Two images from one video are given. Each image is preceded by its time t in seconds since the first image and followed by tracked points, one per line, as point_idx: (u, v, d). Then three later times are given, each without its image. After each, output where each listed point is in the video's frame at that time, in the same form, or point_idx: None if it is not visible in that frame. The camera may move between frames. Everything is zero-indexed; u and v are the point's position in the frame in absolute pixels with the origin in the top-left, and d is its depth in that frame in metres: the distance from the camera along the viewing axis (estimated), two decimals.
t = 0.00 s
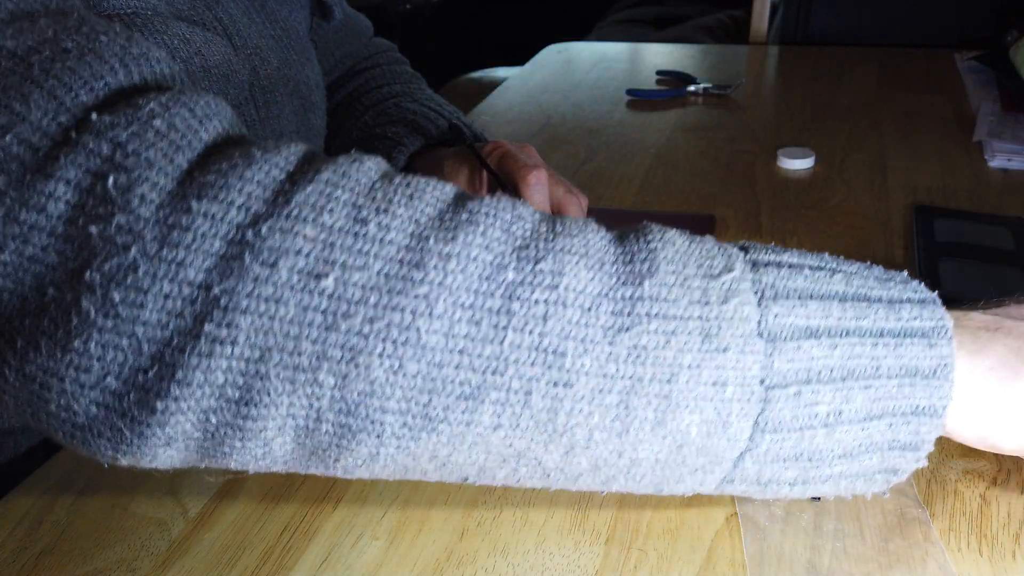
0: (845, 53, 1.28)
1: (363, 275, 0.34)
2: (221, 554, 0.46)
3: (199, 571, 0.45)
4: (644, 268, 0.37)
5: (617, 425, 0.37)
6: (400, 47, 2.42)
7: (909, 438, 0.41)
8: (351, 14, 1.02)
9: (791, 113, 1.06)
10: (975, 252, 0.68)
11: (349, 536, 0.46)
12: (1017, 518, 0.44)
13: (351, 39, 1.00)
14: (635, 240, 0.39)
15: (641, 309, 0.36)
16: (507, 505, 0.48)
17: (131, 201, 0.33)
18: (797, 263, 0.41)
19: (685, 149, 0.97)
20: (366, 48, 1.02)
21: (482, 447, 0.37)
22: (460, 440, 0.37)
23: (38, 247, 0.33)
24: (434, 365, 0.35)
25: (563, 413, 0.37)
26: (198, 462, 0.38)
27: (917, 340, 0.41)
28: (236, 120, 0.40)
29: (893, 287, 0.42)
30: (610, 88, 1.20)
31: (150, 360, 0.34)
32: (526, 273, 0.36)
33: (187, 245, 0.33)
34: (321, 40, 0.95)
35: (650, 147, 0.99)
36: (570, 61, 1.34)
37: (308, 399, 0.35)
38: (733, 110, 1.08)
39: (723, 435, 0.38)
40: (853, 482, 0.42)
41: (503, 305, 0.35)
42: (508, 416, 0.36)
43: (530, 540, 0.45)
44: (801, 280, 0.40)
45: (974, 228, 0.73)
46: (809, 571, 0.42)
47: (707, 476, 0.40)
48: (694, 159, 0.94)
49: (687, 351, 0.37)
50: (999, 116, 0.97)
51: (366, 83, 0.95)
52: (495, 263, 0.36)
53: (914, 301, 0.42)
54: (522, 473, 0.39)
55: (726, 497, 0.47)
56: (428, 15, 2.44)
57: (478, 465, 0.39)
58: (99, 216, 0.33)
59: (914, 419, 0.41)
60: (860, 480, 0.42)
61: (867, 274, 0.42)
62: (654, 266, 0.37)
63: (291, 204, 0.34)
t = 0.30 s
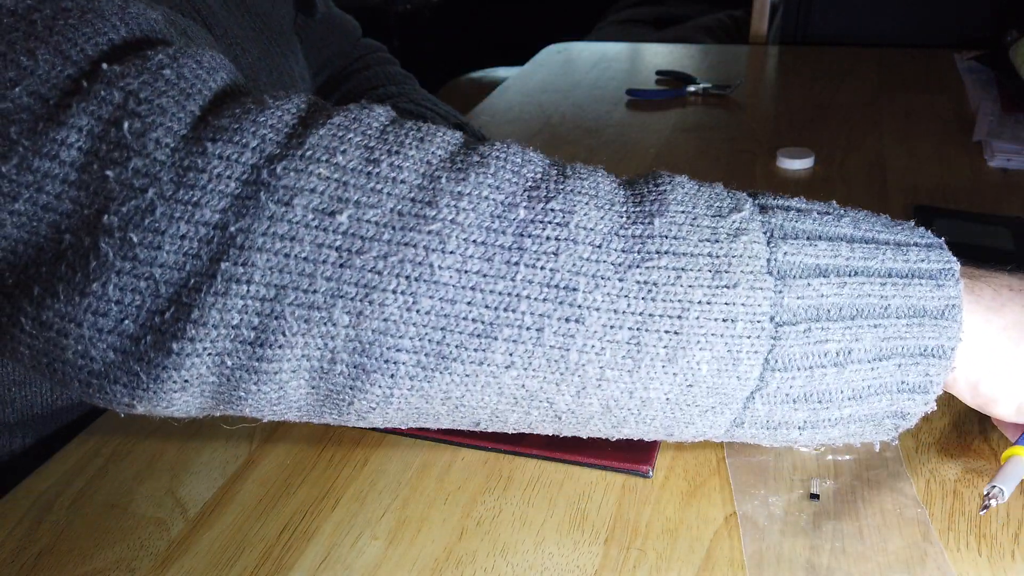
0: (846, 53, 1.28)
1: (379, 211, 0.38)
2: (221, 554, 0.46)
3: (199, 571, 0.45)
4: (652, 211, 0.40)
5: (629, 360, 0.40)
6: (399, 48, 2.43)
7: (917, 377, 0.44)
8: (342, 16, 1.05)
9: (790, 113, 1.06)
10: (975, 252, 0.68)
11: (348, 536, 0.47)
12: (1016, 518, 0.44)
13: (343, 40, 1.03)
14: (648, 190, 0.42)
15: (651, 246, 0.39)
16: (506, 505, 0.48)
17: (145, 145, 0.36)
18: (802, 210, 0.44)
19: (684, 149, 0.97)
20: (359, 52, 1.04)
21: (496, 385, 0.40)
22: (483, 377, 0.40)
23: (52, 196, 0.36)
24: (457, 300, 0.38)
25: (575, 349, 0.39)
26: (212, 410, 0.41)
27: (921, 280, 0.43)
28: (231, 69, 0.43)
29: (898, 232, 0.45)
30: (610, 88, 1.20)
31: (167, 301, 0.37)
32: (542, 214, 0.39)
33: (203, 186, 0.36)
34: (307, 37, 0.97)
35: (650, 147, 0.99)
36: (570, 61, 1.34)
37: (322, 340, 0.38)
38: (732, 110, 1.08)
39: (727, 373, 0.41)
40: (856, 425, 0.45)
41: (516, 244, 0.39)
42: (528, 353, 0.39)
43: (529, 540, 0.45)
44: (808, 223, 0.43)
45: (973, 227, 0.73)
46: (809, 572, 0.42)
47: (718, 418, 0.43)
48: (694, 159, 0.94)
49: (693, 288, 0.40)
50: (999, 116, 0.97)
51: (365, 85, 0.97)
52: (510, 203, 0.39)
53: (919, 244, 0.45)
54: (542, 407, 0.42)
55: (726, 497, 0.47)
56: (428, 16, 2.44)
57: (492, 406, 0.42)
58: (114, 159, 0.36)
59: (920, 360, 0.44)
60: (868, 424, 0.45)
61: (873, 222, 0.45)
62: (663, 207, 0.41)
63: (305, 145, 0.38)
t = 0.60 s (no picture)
0: (846, 53, 1.28)
1: (343, 230, 0.37)
2: (221, 555, 0.46)
3: (199, 571, 0.45)
4: (630, 224, 0.40)
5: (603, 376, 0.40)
6: (399, 48, 2.43)
7: (893, 385, 0.44)
8: (331, 16, 1.07)
9: (790, 113, 1.06)
10: (976, 252, 0.68)
11: (348, 536, 0.46)
12: (1016, 518, 0.44)
13: (332, 40, 1.05)
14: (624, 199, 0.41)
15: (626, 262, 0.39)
16: (506, 505, 0.48)
17: (123, 157, 0.37)
18: (792, 215, 0.43)
19: (685, 149, 0.97)
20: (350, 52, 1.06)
21: (472, 398, 0.41)
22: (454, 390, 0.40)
23: (32, 209, 0.37)
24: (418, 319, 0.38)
25: (549, 362, 0.40)
26: (198, 418, 0.42)
27: (905, 289, 0.43)
28: (215, 69, 0.44)
29: (881, 237, 0.44)
30: (610, 88, 1.20)
31: (145, 316, 0.37)
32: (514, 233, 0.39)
33: (179, 201, 0.37)
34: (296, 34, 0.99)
35: (650, 147, 0.99)
36: (570, 62, 1.34)
37: (301, 354, 0.38)
38: (732, 110, 1.08)
39: (692, 387, 0.41)
40: (835, 430, 0.45)
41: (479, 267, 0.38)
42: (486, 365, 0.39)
43: (529, 540, 0.45)
44: (790, 231, 0.42)
45: (973, 227, 0.73)
46: (809, 572, 0.42)
47: (693, 424, 0.43)
48: (694, 159, 0.94)
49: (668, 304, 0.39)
50: (999, 115, 0.97)
51: (360, 87, 0.98)
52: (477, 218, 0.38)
53: (904, 252, 0.44)
54: (528, 414, 0.42)
55: (725, 497, 0.47)
56: (427, 16, 2.44)
57: (470, 415, 0.42)
58: (91, 171, 0.36)
59: (894, 367, 0.43)
60: (844, 429, 0.45)
61: (860, 227, 0.44)
62: (641, 220, 0.40)
63: (279, 157, 0.37)
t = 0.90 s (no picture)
0: (846, 53, 1.28)
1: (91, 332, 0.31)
2: (221, 554, 0.46)
3: (199, 570, 0.45)
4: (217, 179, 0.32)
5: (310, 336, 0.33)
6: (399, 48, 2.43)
7: (560, 218, 0.33)
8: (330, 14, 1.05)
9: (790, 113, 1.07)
10: (976, 252, 0.68)
11: (348, 535, 0.47)
12: (1016, 517, 0.44)
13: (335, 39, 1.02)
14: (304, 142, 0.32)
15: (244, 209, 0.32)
16: (506, 505, 0.48)
17: None
18: (427, 99, 0.34)
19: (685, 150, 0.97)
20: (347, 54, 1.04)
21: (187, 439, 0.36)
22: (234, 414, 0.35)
23: None
24: (136, 361, 0.32)
25: (246, 382, 0.34)
26: None
27: (521, 125, 0.32)
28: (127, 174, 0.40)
29: (485, 81, 0.34)
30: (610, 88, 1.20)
31: None
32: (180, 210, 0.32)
33: None
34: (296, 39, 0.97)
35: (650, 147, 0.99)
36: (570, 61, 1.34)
37: None
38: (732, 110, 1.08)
39: (433, 297, 0.34)
40: (547, 284, 0.35)
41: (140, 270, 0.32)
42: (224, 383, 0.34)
43: (528, 540, 0.45)
44: (384, 122, 0.33)
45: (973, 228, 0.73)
46: (808, 572, 0.42)
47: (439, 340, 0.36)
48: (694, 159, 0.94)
49: (325, 221, 0.32)
50: (999, 115, 0.97)
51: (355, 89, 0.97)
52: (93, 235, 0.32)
53: (499, 87, 0.33)
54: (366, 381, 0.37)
55: (725, 496, 0.47)
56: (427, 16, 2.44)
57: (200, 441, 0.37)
58: None
59: (547, 200, 0.33)
60: (550, 284, 0.35)
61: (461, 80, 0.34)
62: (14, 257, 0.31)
63: None
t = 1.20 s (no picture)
0: (846, 53, 1.28)
1: None
2: (221, 554, 0.46)
3: (199, 571, 0.45)
4: (50, 317, 0.41)
5: (136, 461, 0.42)
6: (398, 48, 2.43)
7: (302, 382, 0.43)
8: (302, 16, 0.97)
9: (790, 112, 1.07)
10: (975, 251, 0.68)
11: (348, 535, 0.47)
12: (1016, 517, 0.44)
13: (303, 42, 0.96)
14: (68, 296, 0.42)
15: (65, 352, 0.41)
16: (506, 505, 0.48)
17: None
18: (155, 267, 0.43)
19: (685, 150, 0.97)
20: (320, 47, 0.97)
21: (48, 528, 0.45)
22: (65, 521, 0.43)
23: None
24: None
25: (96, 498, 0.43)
26: None
27: (258, 307, 0.42)
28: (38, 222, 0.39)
29: (226, 260, 0.42)
30: (609, 88, 1.20)
31: None
32: (12, 354, 0.41)
33: None
34: (259, 53, 0.92)
35: (649, 147, 0.99)
36: (570, 62, 1.33)
37: None
38: (731, 110, 1.08)
39: (194, 443, 0.43)
40: (293, 427, 0.45)
41: None
42: (59, 487, 0.42)
43: (529, 540, 0.45)
44: (131, 301, 0.41)
45: (973, 228, 0.73)
46: (809, 572, 0.42)
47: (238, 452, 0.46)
48: (693, 159, 0.94)
49: (132, 376, 0.41)
50: (999, 115, 0.97)
51: (336, 88, 0.92)
52: None
53: (245, 268, 0.42)
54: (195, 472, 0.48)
55: (725, 497, 0.47)
56: (426, 15, 2.43)
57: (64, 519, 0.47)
58: None
59: (283, 373, 0.43)
60: (296, 426, 0.45)
61: (211, 250, 0.43)
62: None
63: None
